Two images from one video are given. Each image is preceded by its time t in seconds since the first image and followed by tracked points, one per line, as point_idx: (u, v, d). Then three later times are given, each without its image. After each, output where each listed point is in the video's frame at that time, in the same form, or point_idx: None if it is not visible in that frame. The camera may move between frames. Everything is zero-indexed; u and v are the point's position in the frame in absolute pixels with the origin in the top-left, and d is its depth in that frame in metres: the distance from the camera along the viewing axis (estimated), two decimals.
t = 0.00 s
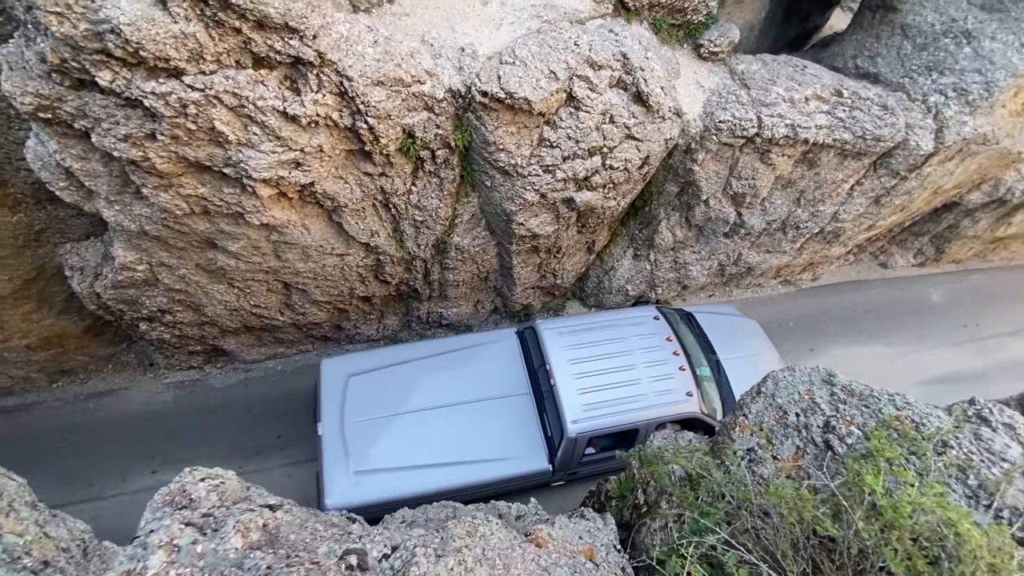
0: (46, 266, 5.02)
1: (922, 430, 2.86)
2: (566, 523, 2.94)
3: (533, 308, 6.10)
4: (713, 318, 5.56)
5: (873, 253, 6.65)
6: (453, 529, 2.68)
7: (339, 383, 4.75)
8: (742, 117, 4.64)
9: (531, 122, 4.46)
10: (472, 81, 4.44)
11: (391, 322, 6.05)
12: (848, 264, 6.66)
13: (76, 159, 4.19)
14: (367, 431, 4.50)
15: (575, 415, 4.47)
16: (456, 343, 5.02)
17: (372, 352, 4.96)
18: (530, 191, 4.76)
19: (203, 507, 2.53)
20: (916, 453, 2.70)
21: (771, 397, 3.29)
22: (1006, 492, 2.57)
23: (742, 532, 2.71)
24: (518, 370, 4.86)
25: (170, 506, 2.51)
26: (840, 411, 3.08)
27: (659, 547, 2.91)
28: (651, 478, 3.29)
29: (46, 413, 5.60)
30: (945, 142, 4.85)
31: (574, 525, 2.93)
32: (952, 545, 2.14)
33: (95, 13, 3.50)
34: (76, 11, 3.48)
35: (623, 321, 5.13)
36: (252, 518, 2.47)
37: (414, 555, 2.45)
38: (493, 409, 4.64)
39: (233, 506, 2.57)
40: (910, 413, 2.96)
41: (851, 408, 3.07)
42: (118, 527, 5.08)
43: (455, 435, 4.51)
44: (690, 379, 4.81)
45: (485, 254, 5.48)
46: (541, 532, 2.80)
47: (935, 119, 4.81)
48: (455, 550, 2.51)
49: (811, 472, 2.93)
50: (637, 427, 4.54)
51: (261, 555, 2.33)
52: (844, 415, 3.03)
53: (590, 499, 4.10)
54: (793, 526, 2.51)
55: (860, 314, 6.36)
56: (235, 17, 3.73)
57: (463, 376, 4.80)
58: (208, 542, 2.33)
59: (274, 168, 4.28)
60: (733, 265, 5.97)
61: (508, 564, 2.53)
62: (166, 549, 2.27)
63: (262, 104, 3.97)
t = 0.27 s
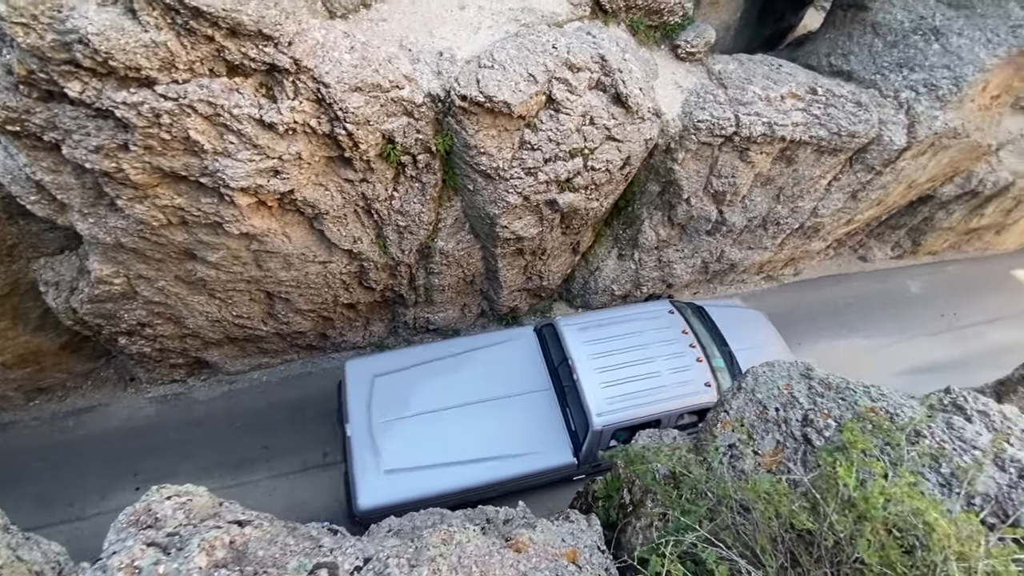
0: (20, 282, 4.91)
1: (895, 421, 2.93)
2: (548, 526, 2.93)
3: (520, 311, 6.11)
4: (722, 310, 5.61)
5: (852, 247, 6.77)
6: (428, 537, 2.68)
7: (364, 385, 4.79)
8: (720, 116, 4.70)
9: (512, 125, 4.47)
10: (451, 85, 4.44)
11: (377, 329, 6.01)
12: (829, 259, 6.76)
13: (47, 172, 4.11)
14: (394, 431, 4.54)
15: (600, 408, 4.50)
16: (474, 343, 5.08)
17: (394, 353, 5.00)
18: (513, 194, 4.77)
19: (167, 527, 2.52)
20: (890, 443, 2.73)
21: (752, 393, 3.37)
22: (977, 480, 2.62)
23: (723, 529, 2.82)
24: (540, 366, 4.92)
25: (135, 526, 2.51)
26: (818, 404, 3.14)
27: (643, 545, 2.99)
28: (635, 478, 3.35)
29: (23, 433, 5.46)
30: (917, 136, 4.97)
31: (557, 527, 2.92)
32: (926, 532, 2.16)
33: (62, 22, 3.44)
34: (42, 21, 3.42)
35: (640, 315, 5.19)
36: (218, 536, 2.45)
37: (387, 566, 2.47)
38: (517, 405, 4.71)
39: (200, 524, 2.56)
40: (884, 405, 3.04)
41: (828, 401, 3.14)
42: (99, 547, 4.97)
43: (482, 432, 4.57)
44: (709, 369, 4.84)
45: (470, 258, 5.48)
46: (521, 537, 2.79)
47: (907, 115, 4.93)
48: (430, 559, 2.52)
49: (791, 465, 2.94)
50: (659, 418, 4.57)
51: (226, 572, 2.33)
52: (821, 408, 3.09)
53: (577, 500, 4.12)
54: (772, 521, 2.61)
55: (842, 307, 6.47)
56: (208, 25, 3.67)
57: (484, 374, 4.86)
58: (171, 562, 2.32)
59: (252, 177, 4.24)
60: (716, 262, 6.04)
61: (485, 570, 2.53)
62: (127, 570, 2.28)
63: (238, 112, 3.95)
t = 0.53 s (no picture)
0: None
1: (870, 412, 3.00)
2: (531, 532, 2.91)
3: (506, 315, 6.11)
4: (728, 301, 5.73)
5: (830, 241, 6.90)
6: (403, 550, 2.69)
7: (387, 386, 4.84)
8: (696, 116, 4.77)
9: (491, 130, 4.48)
10: (428, 91, 4.44)
11: (362, 338, 5.97)
12: (807, 253, 6.89)
13: (15, 189, 4.03)
14: (420, 431, 4.61)
15: (622, 400, 4.62)
16: (493, 341, 5.16)
17: (414, 354, 5.06)
18: (494, 198, 4.79)
19: (131, 552, 2.47)
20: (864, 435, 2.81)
21: (732, 389, 3.41)
22: (948, 468, 2.69)
23: (704, 527, 2.83)
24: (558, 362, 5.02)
25: (98, 553, 2.45)
26: (795, 398, 3.21)
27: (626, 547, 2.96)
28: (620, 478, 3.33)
29: None
30: (887, 131, 5.09)
31: (540, 533, 2.91)
32: (894, 523, 2.22)
33: (25, 37, 3.41)
34: (5, 36, 3.39)
35: (652, 308, 5.31)
36: (182, 560, 2.43)
37: None
38: (538, 402, 4.81)
39: (166, 548, 2.52)
40: (858, 396, 3.11)
41: (805, 395, 3.21)
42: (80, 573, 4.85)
43: (506, 429, 4.67)
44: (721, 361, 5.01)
45: (454, 263, 5.47)
46: (502, 545, 2.78)
47: (877, 111, 5.04)
48: (404, 572, 2.54)
49: (771, 460, 3.03)
50: (677, 409, 4.72)
51: None
52: (798, 402, 3.15)
53: (564, 503, 4.08)
54: (749, 518, 2.67)
55: (821, 300, 6.59)
56: (177, 36, 3.67)
57: (504, 372, 4.95)
58: None
59: (228, 189, 4.19)
60: (698, 260, 6.10)
61: None
62: None
63: (211, 124, 3.90)
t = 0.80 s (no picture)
0: None
1: (845, 405, 3.05)
2: (515, 542, 2.87)
3: (491, 320, 6.09)
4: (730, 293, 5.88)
5: (806, 235, 7.03)
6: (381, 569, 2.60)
7: (408, 388, 4.96)
8: (671, 117, 4.83)
9: (468, 136, 4.51)
10: (404, 99, 4.44)
11: (346, 349, 5.90)
12: (785, 249, 7.02)
13: None
14: (444, 430, 4.73)
15: (639, 392, 4.73)
16: (508, 341, 5.29)
17: (432, 356, 5.18)
18: (474, 204, 4.80)
19: None
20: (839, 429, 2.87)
21: (712, 388, 3.45)
22: (921, 459, 2.74)
23: (687, 528, 2.87)
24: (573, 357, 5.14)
25: None
26: (774, 394, 3.25)
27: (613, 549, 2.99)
28: (605, 482, 3.32)
29: None
30: (856, 127, 5.22)
31: (524, 543, 2.86)
32: (869, 517, 2.29)
33: None
34: None
35: (662, 302, 5.44)
36: None
37: None
38: (556, 397, 4.95)
39: None
40: (833, 390, 3.16)
41: (783, 391, 3.26)
42: None
43: (527, 425, 4.80)
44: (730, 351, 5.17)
45: (436, 271, 5.45)
46: (485, 557, 2.71)
47: (846, 107, 5.17)
48: None
49: (752, 457, 3.07)
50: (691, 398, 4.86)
51: None
52: (777, 398, 3.20)
53: (553, 508, 4.04)
54: (730, 518, 2.71)
55: (800, 294, 6.71)
56: (142, 50, 3.63)
57: (521, 371, 5.08)
58: None
59: (201, 203, 4.13)
60: (680, 259, 6.17)
61: None
62: None
63: (181, 137, 3.86)
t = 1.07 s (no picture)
0: None
1: (820, 402, 3.07)
2: (497, 558, 2.73)
3: (475, 328, 6.07)
4: (730, 284, 6.02)
5: (781, 232, 7.17)
6: None
7: (425, 389, 4.98)
8: (645, 120, 4.90)
9: (443, 145, 4.50)
10: (376, 109, 4.41)
11: (328, 364, 5.82)
12: (762, 245, 7.15)
13: None
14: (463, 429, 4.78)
15: (652, 384, 4.86)
16: (521, 338, 5.32)
17: (446, 357, 5.20)
18: (453, 213, 4.80)
19: None
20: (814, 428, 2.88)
21: (691, 389, 3.43)
22: (894, 453, 2.76)
23: (668, 534, 2.79)
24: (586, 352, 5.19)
25: None
26: (752, 393, 3.26)
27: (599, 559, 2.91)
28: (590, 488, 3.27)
29: None
30: (824, 125, 5.36)
31: (506, 558, 2.73)
32: (842, 516, 2.31)
33: None
34: None
35: (668, 295, 5.56)
36: None
37: None
38: (571, 392, 5.01)
39: None
40: (808, 387, 3.18)
41: (760, 389, 3.26)
42: None
43: (544, 420, 4.85)
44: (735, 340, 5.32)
45: (417, 281, 5.42)
46: None
47: (812, 106, 5.30)
48: None
49: (732, 457, 3.05)
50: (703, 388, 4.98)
51: None
52: (754, 397, 3.21)
53: (541, 517, 3.95)
54: (709, 522, 2.66)
55: (777, 290, 6.83)
56: (103, 67, 3.56)
57: (536, 367, 5.12)
58: None
59: (170, 222, 4.05)
60: (659, 260, 6.23)
61: None
62: None
63: (147, 155, 3.80)
